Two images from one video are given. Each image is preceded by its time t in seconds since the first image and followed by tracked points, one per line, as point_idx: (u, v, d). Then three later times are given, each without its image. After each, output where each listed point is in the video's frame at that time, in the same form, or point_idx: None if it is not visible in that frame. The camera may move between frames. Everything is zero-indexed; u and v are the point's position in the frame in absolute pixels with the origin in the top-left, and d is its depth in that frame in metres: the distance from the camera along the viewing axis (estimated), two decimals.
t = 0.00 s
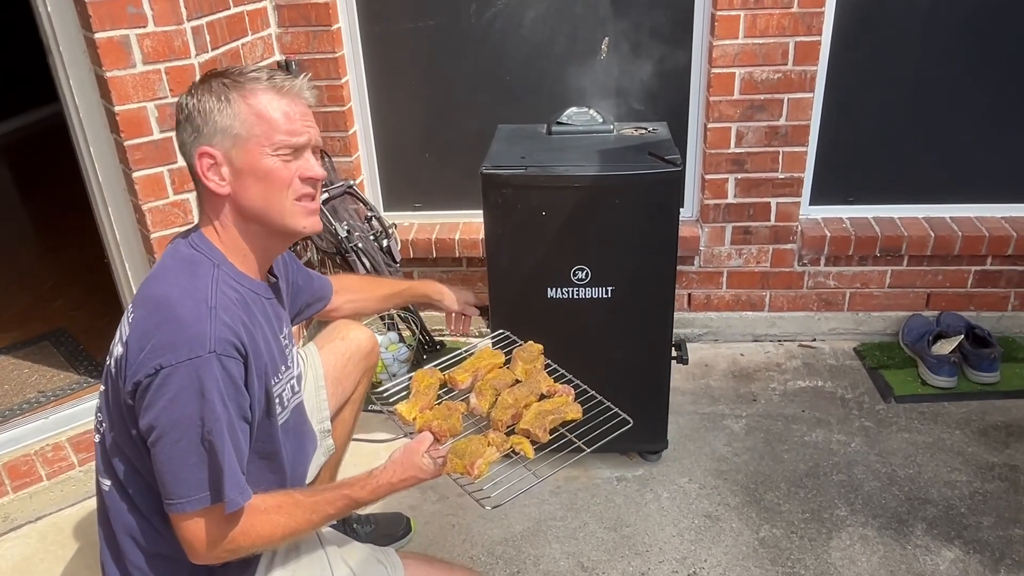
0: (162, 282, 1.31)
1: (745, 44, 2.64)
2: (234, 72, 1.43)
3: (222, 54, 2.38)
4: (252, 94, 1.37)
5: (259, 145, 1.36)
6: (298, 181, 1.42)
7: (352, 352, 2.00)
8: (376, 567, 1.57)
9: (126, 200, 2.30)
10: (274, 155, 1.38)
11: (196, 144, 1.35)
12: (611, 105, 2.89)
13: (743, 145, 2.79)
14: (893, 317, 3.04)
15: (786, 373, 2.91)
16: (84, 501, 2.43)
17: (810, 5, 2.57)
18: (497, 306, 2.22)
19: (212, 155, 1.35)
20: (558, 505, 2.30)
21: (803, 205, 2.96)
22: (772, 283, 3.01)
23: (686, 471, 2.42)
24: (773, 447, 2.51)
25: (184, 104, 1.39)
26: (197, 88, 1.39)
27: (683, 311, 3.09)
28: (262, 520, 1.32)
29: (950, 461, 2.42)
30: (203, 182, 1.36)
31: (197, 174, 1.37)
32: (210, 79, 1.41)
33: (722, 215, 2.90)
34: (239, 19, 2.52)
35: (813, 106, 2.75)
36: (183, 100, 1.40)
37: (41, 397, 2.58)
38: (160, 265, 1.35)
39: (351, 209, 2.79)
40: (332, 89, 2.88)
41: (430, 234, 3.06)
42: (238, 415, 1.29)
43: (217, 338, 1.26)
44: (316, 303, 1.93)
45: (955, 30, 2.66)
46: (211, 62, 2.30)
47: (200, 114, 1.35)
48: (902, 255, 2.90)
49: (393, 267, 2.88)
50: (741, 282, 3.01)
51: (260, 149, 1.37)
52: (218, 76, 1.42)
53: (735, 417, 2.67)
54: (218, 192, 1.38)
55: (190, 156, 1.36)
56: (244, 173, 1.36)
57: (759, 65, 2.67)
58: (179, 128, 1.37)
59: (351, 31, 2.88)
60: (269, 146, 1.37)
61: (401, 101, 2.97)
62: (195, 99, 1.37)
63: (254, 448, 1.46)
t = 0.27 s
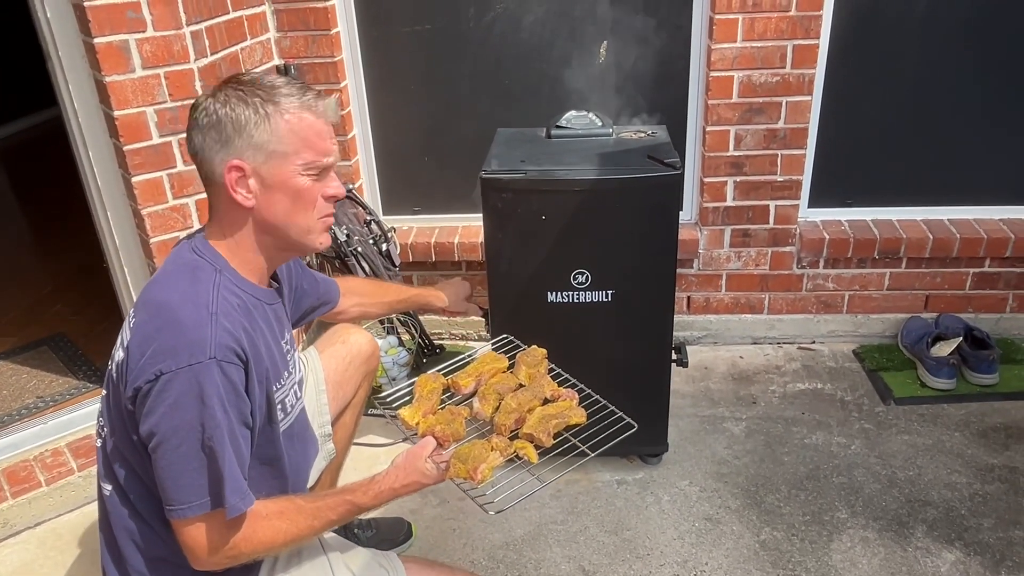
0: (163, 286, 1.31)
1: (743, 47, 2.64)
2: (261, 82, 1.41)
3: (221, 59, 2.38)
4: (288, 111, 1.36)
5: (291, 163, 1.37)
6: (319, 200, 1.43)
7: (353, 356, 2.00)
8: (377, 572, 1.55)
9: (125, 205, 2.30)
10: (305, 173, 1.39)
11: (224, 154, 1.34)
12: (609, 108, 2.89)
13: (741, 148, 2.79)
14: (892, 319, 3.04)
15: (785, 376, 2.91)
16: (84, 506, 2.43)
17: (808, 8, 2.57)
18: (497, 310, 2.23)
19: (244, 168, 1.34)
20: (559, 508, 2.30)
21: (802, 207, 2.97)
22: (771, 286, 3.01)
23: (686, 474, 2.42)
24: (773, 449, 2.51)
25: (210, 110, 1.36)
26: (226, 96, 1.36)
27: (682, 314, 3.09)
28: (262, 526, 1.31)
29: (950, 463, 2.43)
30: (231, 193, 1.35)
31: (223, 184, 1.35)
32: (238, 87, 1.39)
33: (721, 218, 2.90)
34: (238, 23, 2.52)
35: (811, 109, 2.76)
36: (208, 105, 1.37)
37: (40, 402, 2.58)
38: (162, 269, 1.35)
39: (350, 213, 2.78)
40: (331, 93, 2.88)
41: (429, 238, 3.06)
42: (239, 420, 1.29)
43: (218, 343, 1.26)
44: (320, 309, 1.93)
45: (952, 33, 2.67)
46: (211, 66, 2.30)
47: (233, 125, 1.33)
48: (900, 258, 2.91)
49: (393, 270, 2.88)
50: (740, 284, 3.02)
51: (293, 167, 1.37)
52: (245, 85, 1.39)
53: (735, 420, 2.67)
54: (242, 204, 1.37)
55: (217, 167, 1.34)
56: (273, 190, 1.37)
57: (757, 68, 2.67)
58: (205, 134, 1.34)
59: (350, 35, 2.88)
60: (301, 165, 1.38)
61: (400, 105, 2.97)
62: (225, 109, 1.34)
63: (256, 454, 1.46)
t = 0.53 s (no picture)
0: (160, 294, 1.30)
1: (738, 50, 2.65)
2: (273, 95, 1.44)
3: (218, 63, 2.38)
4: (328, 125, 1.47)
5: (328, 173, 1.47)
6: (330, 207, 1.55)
7: (348, 360, 2.00)
8: None
9: (122, 209, 2.30)
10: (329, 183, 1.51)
11: (291, 165, 1.37)
12: (605, 111, 2.90)
13: (737, 150, 2.80)
14: (888, 321, 3.05)
15: (782, 378, 2.91)
16: (81, 511, 2.42)
17: (803, 11, 2.58)
18: (495, 313, 2.23)
19: (305, 178, 1.40)
20: (557, 511, 2.30)
21: (798, 210, 2.98)
22: (767, 288, 3.02)
23: (684, 476, 2.42)
24: (770, 451, 2.52)
25: (254, 122, 1.36)
26: (262, 110, 1.39)
27: (679, 317, 3.10)
28: (259, 535, 1.32)
29: (947, 463, 2.43)
30: (289, 203, 1.39)
31: (279, 194, 1.37)
32: (261, 101, 1.41)
33: (717, 220, 2.91)
34: (235, 27, 2.53)
35: (806, 112, 2.77)
36: (249, 118, 1.37)
37: (37, 407, 2.57)
38: (158, 276, 1.35)
39: (347, 216, 2.77)
40: (328, 96, 2.88)
41: (426, 242, 3.06)
42: (236, 429, 1.29)
43: (215, 353, 1.26)
44: (318, 318, 1.94)
45: (946, 36, 2.68)
46: (207, 70, 2.31)
47: (294, 137, 1.38)
48: (896, 259, 2.92)
49: (389, 273, 2.87)
50: (736, 287, 3.02)
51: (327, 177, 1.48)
52: (265, 99, 1.42)
53: (732, 422, 2.67)
54: (289, 213, 1.41)
55: (286, 177, 1.37)
56: (318, 199, 1.45)
57: (752, 71, 2.68)
58: (265, 145, 1.35)
59: (347, 39, 2.88)
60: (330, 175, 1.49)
61: (396, 108, 2.98)
62: (278, 122, 1.38)
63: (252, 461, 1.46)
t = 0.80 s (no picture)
0: (147, 298, 1.30)
1: (733, 52, 2.66)
2: (246, 93, 1.45)
3: (213, 66, 2.39)
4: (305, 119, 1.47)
5: (309, 166, 1.47)
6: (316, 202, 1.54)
7: (342, 363, 1.99)
8: None
9: (118, 212, 2.30)
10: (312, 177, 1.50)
11: (267, 160, 1.37)
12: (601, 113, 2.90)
13: (732, 152, 2.81)
14: (884, 322, 3.06)
15: (778, 379, 2.92)
16: (77, 514, 2.42)
17: (797, 13, 2.59)
18: (491, 315, 2.23)
19: (283, 172, 1.39)
20: (553, 513, 2.30)
21: (793, 211, 2.98)
22: (763, 289, 3.02)
23: (680, 477, 2.42)
24: (765, 452, 2.52)
25: (226, 120, 1.37)
26: (235, 107, 1.39)
27: (675, 318, 3.10)
28: (251, 538, 1.32)
29: (942, 464, 2.44)
30: (270, 199, 1.38)
31: (258, 190, 1.37)
32: (233, 99, 1.41)
33: (712, 222, 2.91)
34: (230, 30, 2.53)
35: (801, 114, 2.77)
36: (221, 117, 1.37)
37: (33, 411, 2.57)
38: (145, 280, 1.35)
39: (343, 219, 2.77)
40: (324, 99, 2.88)
41: (422, 244, 3.06)
42: (226, 432, 1.29)
43: (204, 356, 1.26)
44: (309, 322, 1.95)
45: (939, 38, 2.69)
46: (203, 74, 2.31)
47: (268, 132, 1.38)
48: (891, 261, 2.92)
49: (385, 276, 2.87)
50: (732, 288, 3.03)
51: (309, 171, 1.47)
52: (237, 96, 1.42)
53: (728, 423, 2.68)
54: (271, 210, 1.40)
55: (263, 172, 1.36)
56: (300, 193, 1.45)
57: (747, 73, 2.69)
58: (238, 143, 1.34)
59: (342, 42, 2.88)
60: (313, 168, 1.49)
61: (392, 111, 2.98)
62: (250, 118, 1.38)
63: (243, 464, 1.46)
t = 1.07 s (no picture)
0: (136, 300, 1.30)
1: (728, 54, 2.67)
2: (226, 93, 1.44)
3: (210, 69, 2.40)
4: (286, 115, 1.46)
5: (293, 164, 1.46)
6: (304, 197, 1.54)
7: (338, 366, 1.98)
8: None
9: (114, 215, 2.30)
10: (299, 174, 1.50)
11: (247, 160, 1.37)
12: (597, 116, 2.91)
13: (728, 154, 2.81)
14: (880, 323, 3.06)
15: (775, 380, 2.92)
16: (73, 518, 2.41)
17: (792, 15, 2.60)
18: (487, 317, 2.23)
19: (265, 170, 1.39)
20: (550, 514, 2.30)
21: (789, 213, 2.99)
22: (759, 291, 3.03)
23: (676, 479, 2.43)
24: (762, 453, 2.52)
25: (204, 121, 1.37)
26: (212, 108, 1.38)
27: (672, 320, 3.11)
28: (240, 540, 1.32)
29: (938, 464, 2.44)
30: (253, 198, 1.38)
31: (240, 190, 1.37)
32: (211, 100, 1.41)
33: (708, 224, 2.92)
34: (226, 33, 2.53)
35: (796, 115, 2.78)
36: (199, 118, 1.37)
37: (28, 414, 2.56)
38: (133, 282, 1.35)
39: (340, 221, 2.77)
40: (320, 102, 2.89)
41: (419, 246, 3.06)
42: (214, 434, 1.29)
43: (192, 358, 1.26)
44: (304, 326, 1.96)
45: (933, 41, 2.70)
46: (199, 76, 2.32)
47: (247, 131, 1.38)
48: (887, 262, 2.93)
49: (382, 278, 2.87)
50: (728, 290, 3.03)
51: (294, 168, 1.47)
52: (216, 97, 1.42)
53: (724, 424, 2.68)
54: (255, 209, 1.40)
55: (244, 171, 1.36)
56: (285, 190, 1.44)
57: (742, 75, 2.70)
58: (217, 144, 1.34)
59: (338, 45, 2.89)
60: (298, 165, 1.48)
61: (388, 114, 2.98)
62: (228, 118, 1.38)
63: (233, 465, 1.46)
